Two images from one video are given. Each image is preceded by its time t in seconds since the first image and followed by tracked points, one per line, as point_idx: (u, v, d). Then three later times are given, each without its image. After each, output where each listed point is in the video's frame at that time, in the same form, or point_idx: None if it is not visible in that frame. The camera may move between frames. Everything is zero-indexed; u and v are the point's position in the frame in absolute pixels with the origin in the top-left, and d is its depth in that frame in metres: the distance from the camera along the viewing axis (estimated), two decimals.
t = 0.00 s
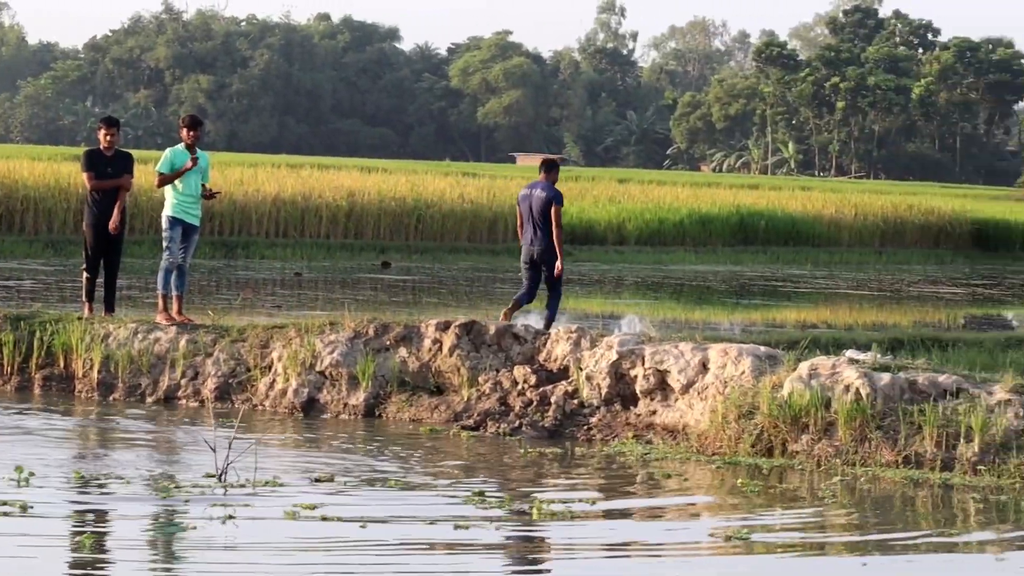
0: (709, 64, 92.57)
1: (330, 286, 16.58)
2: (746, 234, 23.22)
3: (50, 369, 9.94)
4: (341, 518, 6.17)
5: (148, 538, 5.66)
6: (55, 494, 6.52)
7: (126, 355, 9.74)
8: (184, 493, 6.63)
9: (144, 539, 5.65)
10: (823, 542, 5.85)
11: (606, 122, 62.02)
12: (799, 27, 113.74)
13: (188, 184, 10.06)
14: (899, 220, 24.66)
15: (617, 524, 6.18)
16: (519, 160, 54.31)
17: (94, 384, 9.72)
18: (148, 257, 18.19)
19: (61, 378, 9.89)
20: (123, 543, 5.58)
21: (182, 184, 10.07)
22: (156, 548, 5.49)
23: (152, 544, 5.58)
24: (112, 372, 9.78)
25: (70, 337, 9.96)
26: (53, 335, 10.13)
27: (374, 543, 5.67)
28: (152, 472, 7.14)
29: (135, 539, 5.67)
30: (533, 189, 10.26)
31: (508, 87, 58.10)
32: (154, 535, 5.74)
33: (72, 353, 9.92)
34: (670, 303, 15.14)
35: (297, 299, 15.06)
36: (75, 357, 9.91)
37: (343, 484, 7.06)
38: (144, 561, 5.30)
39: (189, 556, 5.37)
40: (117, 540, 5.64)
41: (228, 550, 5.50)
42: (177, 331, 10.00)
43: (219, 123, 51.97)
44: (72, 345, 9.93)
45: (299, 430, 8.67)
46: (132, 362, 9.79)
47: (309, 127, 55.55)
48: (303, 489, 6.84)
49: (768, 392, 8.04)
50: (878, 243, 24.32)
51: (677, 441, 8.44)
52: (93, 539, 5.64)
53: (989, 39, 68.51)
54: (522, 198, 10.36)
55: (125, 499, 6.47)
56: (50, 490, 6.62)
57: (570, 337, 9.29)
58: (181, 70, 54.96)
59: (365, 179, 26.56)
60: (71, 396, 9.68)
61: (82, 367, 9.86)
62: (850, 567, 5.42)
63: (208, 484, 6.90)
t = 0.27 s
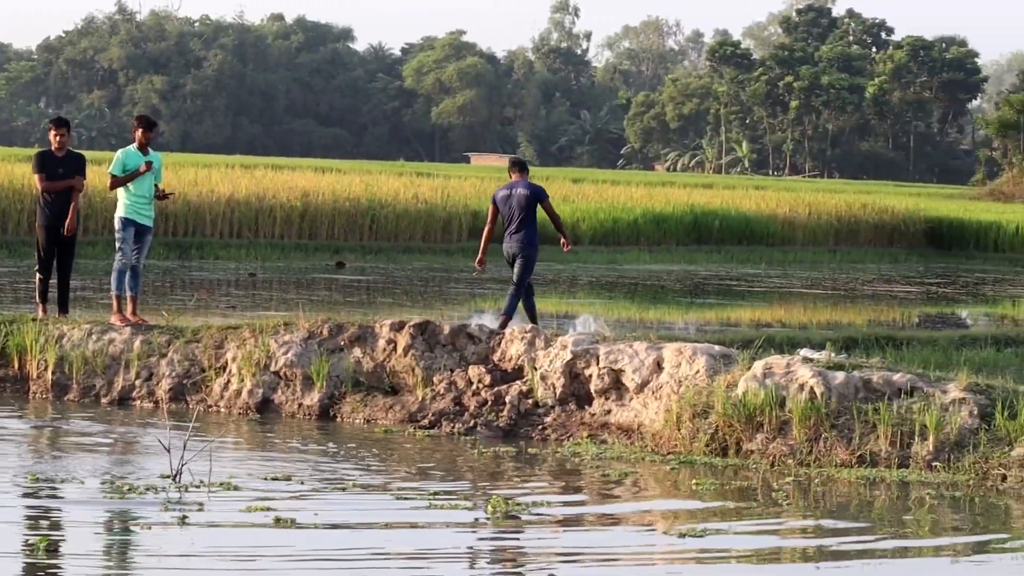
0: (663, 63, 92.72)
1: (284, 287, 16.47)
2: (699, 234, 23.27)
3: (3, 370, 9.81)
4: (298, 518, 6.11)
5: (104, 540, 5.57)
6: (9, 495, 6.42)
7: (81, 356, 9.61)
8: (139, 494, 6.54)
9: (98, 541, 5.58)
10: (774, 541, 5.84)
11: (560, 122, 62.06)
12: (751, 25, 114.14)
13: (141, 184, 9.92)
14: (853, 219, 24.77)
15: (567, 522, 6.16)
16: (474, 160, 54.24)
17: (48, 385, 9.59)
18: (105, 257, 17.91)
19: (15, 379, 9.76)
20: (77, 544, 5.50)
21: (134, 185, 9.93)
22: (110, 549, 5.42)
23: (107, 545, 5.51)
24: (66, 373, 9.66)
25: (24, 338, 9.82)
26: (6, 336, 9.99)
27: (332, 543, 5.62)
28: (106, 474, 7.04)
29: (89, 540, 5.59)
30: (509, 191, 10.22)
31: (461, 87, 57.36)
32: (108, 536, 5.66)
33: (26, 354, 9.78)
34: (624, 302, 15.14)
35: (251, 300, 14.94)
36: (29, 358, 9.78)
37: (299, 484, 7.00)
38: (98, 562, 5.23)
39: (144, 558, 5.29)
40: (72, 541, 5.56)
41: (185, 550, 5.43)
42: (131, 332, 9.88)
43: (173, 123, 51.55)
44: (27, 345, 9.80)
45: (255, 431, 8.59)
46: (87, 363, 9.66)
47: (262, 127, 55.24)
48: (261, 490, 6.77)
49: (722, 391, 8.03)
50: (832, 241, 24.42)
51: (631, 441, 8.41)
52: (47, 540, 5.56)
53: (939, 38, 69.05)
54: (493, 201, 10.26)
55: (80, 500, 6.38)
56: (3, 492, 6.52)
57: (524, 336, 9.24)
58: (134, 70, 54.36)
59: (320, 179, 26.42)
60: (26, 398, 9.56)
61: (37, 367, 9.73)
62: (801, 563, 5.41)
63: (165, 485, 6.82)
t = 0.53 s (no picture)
0: (617, 62, 92.91)
1: (238, 287, 16.36)
2: (654, 233, 23.29)
3: None
4: (255, 518, 6.03)
5: (59, 540, 5.45)
6: None
7: (35, 357, 9.48)
8: (94, 496, 6.42)
9: (53, 539, 5.48)
10: (731, 540, 5.81)
11: (514, 121, 62.07)
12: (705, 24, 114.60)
13: (94, 186, 9.78)
14: (807, 218, 24.88)
15: (524, 523, 6.10)
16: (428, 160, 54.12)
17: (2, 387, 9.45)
18: (59, 258, 17.69)
19: None
20: (32, 543, 5.40)
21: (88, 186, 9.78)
22: (66, 548, 5.32)
23: (63, 543, 5.41)
24: (20, 375, 9.52)
25: None
26: None
27: (290, 541, 5.53)
28: (62, 476, 6.91)
29: (44, 539, 5.48)
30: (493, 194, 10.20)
31: (416, 87, 57.49)
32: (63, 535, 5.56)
33: None
34: (579, 301, 15.12)
35: (206, 300, 14.81)
36: None
37: (257, 484, 6.91)
38: (53, 560, 5.13)
39: (101, 556, 5.20)
40: (26, 540, 5.45)
41: (141, 550, 5.32)
42: (86, 333, 9.75)
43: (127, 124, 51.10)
44: None
45: (211, 431, 8.48)
46: (42, 365, 9.52)
47: (216, 127, 54.89)
48: (219, 490, 6.67)
49: (678, 390, 8.03)
50: (786, 241, 24.53)
51: (587, 440, 8.37)
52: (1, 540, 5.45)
53: (890, 38, 69.60)
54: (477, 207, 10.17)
55: (34, 500, 6.27)
56: None
57: (479, 335, 9.18)
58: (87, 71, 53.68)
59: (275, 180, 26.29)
60: None
61: None
62: (760, 563, 5.37)
63: (120, 485, 6.72)
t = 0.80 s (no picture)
0: (593, 62, 92.93)
1: (215, 288, 16.29)
2: (631, 233, 23.30)
3: None
4: (232, 521, 5.98)
5: (34, 545, 5.38)
6: None
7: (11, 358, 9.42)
8: (69, 498, 6.36)
9: (28, 543, 5.42)
10: (708, 542, 5.79)
11: (491, 122, 62.05)
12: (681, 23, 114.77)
13: (69, 184, 9.72)
14: (783, 217, 24.94)
15: (500, 525, 6.08)
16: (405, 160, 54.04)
17: None
18: (36, 259, 17.57)
19: None
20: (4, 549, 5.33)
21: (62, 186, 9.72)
22: (41, 553, 5.27)
23: (37, 549, 5.34)
24: None
25: None
26: None
27: (267, 546, 5.48)
28: (38, 477, 6.84)
29: (16, 544, 5.42)
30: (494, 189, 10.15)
31: (392, 87, 57.17)
32: (38, 538, 5.50)
33: None
34: (557, 301, 15.10)
35: (182, 301, 14.75)
36: None
37: (234, 486, 6.87)
38: (27, 566, 5.07)
39: (77, 562, 5.14)
40: None
41: (118, 555, 5.26)
42: (62, 334, 9.67)
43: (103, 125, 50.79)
44: None
45: (188, 433, 8.42)
46: (18, 366, 9.46)
47: (191, 128, 54.65)
48: (196, 493, 6.62)
49: (655, 390, 8.03)
50: (763, 240, 24.58)
51: (564, 440, 8.36)
52: None
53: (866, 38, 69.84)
54: (493, 199, 10.04)
55: (7, 503, 6.20)
56: None
57: (457, 336, 9.14)
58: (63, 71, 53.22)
59: (251, 180, 26.25)
60: None
61: None
62: (739, 567, 5.37)
63: (93, 487, 6.65)
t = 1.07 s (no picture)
0: (593, 62, 92.94)
1: (217, 288, 16.29)
2: (633, 233, 23.30)
3: None
4: (236, 521, 5.98)
5: (38, 545, 5.38)
6: None
7: (14, 359, 9.41)
8: (70, 499, 6.34)
9: (32, 543, 5.42)
10: (711, 540, 5.77)
11: (492, 122, 62.06)
12: (683, 22, 114.78)
13: (69, 186, 9.72)
14: (785, 217, 24.93)
15: (503, 523, 6.06)
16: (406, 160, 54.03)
17: None
18: (38, 260, 17.57)
19: None
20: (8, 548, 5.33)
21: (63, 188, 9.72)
22: (45, 552, 5.26)
23: (41, 548, 5.34)
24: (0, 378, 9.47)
25: None
26: None
27: (268, 546, 5.46)
28: (39, 479, 6.82)
29: (21, 543, 5.42)
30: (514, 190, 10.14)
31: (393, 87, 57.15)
32: (42, 538, 5.50)
33: None
34: (558, 301, 15.09)
35: (184, 301, 14.76)
36: None
37: (237, 486, 6.86)
38: (32, 565, 5.06)
39: (81, 561, 5.14)
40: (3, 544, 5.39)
41: (118, 554, 5.24)
42: (64, 335, 9.67)
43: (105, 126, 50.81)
44: None
45: (190, 434, 8.42)
46: (20, 367, 9.46)
47: (193, 129, 54.66)
48: (197, 493, 6.60)
49: (657, 390, 8.02)
50: (765, 240, 24.57)
51: (566, 441, 8.35)
52: None
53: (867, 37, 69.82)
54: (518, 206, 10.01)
55: (11, 504, 6.20)
56: None
57: (458, 336, 9.14)
58: (65, 72, 53.24)
59: (253, 181, 26.25)
60: None
61: None
62: (743, 562, 5.38)
63: (97, 488, 6.64)
